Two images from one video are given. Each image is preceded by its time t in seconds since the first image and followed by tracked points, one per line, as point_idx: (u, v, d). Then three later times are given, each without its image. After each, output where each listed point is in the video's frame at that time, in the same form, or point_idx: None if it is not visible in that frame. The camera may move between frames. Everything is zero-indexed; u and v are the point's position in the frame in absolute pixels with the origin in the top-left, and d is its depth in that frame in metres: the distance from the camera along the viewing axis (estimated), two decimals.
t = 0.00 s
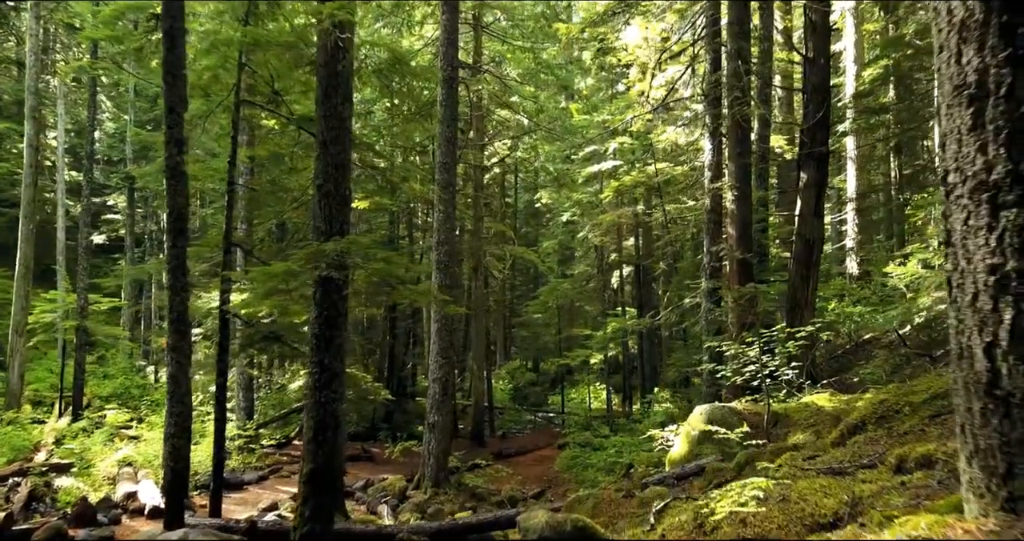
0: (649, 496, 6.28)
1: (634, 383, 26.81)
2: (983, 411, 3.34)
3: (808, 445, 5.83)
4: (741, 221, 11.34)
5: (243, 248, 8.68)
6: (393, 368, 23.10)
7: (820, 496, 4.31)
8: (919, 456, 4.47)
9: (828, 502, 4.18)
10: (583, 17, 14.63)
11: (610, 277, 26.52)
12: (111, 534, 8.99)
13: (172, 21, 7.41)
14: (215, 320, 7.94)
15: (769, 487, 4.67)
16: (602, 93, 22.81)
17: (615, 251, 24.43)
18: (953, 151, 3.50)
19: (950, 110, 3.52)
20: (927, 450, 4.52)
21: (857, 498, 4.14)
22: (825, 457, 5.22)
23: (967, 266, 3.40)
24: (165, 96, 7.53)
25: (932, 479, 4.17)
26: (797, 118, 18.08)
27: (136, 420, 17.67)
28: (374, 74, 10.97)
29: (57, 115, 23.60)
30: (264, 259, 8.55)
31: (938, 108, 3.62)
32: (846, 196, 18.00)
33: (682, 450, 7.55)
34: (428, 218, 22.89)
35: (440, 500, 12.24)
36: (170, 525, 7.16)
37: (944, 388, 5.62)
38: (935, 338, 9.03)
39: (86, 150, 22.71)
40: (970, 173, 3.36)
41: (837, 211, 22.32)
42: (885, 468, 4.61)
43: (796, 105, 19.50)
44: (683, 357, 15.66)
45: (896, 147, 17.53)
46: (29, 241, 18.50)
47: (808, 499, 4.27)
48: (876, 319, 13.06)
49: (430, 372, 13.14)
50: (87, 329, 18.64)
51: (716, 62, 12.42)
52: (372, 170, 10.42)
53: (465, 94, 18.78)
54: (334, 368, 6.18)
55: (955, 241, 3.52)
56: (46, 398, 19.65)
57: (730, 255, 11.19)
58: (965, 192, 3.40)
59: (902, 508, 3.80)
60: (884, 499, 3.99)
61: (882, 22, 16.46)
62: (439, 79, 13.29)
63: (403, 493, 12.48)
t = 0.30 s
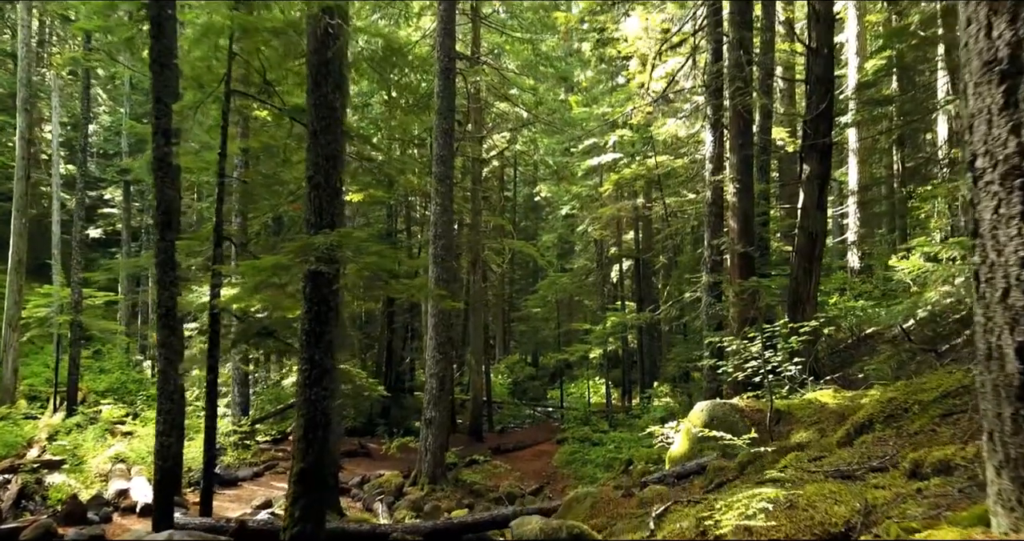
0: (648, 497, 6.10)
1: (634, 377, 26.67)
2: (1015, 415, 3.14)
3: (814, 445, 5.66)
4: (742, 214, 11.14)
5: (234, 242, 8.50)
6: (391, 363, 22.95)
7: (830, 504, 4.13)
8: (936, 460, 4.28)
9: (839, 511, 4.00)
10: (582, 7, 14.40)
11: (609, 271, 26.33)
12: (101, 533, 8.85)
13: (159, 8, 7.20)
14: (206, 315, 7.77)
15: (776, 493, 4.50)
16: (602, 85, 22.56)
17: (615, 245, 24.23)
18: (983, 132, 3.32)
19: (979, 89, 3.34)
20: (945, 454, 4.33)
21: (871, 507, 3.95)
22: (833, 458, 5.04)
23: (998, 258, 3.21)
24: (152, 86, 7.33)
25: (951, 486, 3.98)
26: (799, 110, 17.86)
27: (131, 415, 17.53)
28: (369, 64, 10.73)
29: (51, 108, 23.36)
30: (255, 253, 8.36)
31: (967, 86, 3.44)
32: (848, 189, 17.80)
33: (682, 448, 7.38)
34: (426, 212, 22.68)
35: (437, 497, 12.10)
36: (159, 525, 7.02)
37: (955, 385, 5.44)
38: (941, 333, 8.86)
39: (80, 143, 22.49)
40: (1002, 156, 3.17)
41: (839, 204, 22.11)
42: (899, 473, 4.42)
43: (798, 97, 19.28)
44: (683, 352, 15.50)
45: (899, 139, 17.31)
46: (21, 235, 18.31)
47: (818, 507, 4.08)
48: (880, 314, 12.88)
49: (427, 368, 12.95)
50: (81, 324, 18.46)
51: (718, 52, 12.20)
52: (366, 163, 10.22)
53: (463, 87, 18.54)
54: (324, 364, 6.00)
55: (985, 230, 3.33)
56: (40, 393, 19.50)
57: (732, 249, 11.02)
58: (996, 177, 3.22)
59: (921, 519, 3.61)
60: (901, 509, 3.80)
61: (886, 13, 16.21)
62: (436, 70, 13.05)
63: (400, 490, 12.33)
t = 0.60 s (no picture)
0: (647, 494, 5.96)
1: (634, 369, 26.55)
2: None
3: (820, 442, 5.52)
4: (744, 204, 10.97)
5: (225, 232, 8.31)
6: (389, 354, 22.81)
7: (840, 510, 3.98)
8: (954, 464, 4.13)
9: (851, 518, 3.84)
10: None
11: (609, 263, 26.15)
12: (92, 527, 8.70)
13: None
14: (195, 306, 7.60)
15: (783, 497, 4.34)
16: (602, 75, 22.30)
17: (615, 236, 24.04)
18: (1019, 107, 3.25)
19: (1014, 62, 3.29)
20: (963, 458, 4.18)
21: (885, 514, 3.79)
22: (841, 458, 4.90)
23: None
24: (138, 71, 7.13)
25: (970, 493, 3.84)
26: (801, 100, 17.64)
27: (127, 407, 17.41)
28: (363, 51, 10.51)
29: (45, 98, 23.14)
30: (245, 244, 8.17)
31: (1000, 60, 3.39)
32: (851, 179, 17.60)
33: (682, 443, 7.23)
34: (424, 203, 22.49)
35: (434, 490, 11.99)
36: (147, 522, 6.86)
37: (966, 383, 5.31)
38: (945, 325, 8.72)
39: (75, 133, 22.26)
40: None
41: (841, 195, 21.89)
42: (913, 477, 4.28)
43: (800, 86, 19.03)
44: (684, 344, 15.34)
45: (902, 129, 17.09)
46: (14, 225, 18.13)
47: (828, 514, 3.92)
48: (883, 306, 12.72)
49: (424, 360, 12.79)
50: (76, 315, 18.31)
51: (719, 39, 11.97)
52: (361, 152, 10.02)
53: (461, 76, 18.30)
54: (315, 358, 5.83)
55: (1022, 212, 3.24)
56: (36, 385, 19.38)
57: (733, 240, 10.84)
58: None
59: (941, 528, 3.45)
60: (919, 517, 3.65)
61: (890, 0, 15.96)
62: (432, 57, 12.82)
63: (397, 483, 12.20)
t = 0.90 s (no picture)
0: (647, 490, 5.79)
1: (633, 360, 26.42)
2: None
3: (825, 439, 5.36)
4: (746, 193, 10.76)
5: (214, 222, 8.11)
6: (387, 345, 22.67)
7: (852, 517, 3.79)
8: (975, 469, 3.97)
9: (864, 526, 3.65)
10: None
11: (609, 253, 25.95)
12: (81, 522, 8.55)
13: None
14: (184, 297, 7.40)
15: (792, 502, 4.15)
16: (602, 62, 21.98)
17: (614, 226, 23.82)
18: None
19: None
20: (984, 462, 4.02)
21: (901, 522, 3.60)
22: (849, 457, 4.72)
23: None
24: (123, 56, 6.91)
25: (994, 502, 3.65)
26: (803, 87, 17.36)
27: (122, 398, 17.27)
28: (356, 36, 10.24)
29: (38, 86, 22.86)
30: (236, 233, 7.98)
31: None
32: (854, 168, 17.38)
33: (682, 437, 7.07)
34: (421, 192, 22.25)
35: (431, 483, 11.88)
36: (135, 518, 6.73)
37: (981, 379, 5.15)
38: (951, 316, 8.56)
39: (68, 121, 21.98)
40: None
41: (843, 184, 21.66)
42: (929, 480, 4.11)
43: (803, 73, 18.76)
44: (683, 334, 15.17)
45: (906, 117, 16.84)
46: (6, 215, 17.91)
47: (840, 521, 3.74)
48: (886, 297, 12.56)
49: (420, 352, 12.62)
50: (70, 306, 18.14)
51: (721, 23, 11.70)
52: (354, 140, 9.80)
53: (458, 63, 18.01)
54: (303, 351, 5.65)
55: None
56: (31, 376, 19.24)
57: (734, 230, 10.64)
58: None
59: None
60: (939, 527, 3.48)
61: None
62: (428, 43, 12.57)
63: (393, 475, 12.07)
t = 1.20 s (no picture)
0: (646, 490, 5.56)
1: (632, 348, 26.31)
2: None
3: (832, 437, 5.10)
4: (748, 180, 10.53)
5: (202, 209, 7.88)
6: (385, 334, 22.49)
7: (863, 527, 3.43)
8: (1002, 476, 3.53)
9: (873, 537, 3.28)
10: None
11: (609, 241, 25.72)
12: (68, 516, 8.37)
13: None
14: (171, 288, 7.17)
15: (800, 508, 3.83)
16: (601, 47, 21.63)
17: (614, 214, 23.59)
18: None
19: None
20: (1012, 468, 3.59)
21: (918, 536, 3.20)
22: (859, 457, 4.44)
23: None
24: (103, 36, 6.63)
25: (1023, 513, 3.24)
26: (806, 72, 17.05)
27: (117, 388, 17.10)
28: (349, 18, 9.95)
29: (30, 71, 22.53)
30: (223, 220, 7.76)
31: None
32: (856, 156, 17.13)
33: (683, 430, 6.89)
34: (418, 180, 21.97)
35: (427, 475, 11.73)
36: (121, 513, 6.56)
37: (1000, 374, 4.80)
38: (958, 305, 8.35)
39: (60, 108, 21.67)
40: None
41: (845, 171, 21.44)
42: (949, 487, 3.73)
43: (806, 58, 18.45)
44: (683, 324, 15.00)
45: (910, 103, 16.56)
46: None
47: (847, 530, 3.39)
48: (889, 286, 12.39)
49: (416, 342, 12.42)
50: (63, 294, 17.92)
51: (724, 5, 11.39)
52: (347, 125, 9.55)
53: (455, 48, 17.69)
54: (289, 342, 5.46)
55: None
56: (26, 365, 19.07)
57: (736, 218, 10.43)
58: None
59: None
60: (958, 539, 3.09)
61: None
62: (424, 26, 12.26)
63: (389, 466, 11.91)
